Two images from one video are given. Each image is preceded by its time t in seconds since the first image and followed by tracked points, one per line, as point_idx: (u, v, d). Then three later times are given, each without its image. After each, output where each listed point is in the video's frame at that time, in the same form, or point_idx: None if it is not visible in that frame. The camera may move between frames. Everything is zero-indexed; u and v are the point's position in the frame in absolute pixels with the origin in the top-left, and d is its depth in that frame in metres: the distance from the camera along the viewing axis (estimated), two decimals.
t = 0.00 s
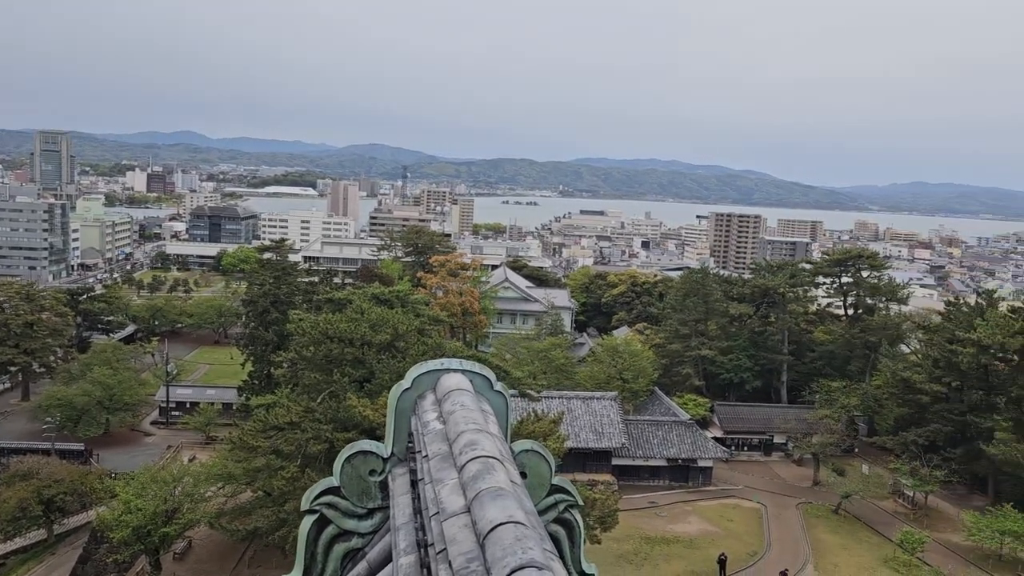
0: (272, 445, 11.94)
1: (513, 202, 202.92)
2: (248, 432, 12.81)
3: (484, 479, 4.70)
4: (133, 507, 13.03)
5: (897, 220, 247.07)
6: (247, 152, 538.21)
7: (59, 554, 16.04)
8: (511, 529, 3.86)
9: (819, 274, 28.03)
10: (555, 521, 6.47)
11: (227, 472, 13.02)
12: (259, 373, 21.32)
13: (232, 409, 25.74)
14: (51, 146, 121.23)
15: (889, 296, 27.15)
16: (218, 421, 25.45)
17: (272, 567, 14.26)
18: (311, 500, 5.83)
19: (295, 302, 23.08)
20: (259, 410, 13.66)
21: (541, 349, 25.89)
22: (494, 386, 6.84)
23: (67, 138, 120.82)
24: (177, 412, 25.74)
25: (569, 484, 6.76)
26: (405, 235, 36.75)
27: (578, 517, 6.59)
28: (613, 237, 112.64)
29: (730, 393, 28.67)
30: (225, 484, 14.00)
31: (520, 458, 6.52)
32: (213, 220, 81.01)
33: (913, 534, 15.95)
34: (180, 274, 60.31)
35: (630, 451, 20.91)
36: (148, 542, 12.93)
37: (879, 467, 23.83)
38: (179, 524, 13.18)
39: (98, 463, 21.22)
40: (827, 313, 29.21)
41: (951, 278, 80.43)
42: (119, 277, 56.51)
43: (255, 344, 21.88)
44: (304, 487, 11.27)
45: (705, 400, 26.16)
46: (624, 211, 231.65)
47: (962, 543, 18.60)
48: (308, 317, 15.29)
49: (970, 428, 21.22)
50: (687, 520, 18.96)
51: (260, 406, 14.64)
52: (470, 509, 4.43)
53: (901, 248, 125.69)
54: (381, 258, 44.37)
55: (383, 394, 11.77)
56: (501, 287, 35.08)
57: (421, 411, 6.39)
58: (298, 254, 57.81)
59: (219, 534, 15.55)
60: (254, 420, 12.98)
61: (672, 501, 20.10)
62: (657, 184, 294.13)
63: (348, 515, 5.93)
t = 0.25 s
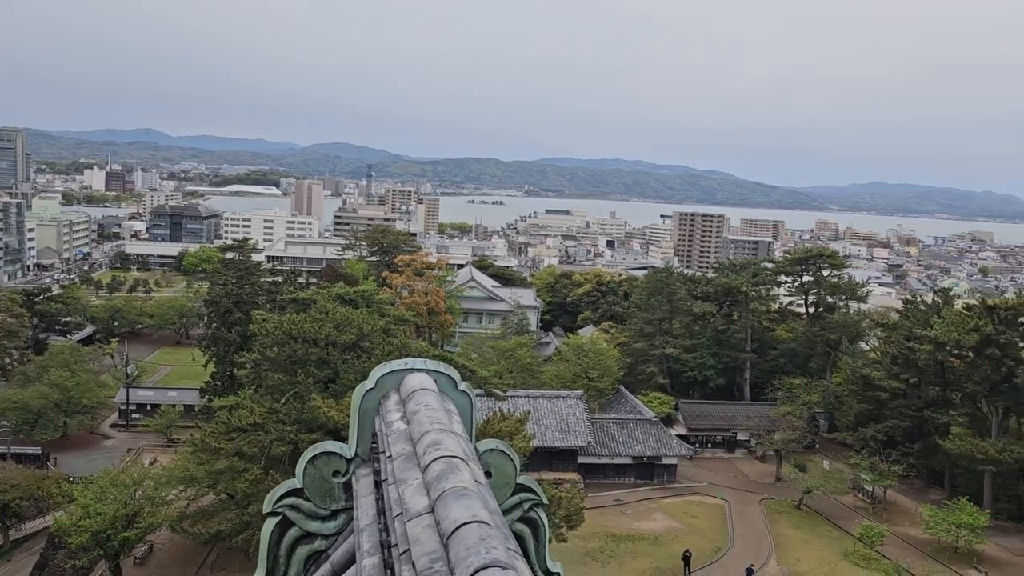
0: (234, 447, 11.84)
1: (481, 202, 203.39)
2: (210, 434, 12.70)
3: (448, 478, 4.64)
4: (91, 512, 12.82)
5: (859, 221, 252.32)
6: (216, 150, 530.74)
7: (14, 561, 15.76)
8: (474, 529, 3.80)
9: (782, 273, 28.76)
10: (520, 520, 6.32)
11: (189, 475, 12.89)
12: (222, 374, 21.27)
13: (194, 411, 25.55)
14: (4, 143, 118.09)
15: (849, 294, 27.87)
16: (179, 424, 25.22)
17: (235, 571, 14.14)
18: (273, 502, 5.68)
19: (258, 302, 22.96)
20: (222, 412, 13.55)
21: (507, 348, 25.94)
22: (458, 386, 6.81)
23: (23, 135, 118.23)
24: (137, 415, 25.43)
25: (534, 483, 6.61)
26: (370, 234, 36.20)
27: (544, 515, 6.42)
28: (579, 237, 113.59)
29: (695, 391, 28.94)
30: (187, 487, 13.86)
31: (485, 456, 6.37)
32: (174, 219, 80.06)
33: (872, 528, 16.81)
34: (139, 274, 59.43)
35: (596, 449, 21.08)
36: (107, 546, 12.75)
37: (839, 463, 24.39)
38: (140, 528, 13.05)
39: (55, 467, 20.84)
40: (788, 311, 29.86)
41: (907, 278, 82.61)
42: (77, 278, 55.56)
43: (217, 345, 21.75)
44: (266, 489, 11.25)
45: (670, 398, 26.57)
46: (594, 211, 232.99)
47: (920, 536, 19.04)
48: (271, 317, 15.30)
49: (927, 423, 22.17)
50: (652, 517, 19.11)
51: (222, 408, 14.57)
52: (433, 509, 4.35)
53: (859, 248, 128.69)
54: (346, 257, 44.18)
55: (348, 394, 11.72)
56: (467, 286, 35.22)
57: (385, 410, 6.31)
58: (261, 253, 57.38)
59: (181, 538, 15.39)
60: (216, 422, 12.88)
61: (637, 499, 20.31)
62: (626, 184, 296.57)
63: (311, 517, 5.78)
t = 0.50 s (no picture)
0: (192, 450, 11.76)
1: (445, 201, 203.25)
2: (167, 436, 12.57)
3: (407, 478, 4.44)
4: (43, 518, 12.57)
5: (818, 221, 257.72)
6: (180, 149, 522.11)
7: None
8: (433, 529, 3.65)
9: (740, 272, 29.23)
10: (480, 520, 6.01)
11: (145, 479, 12.71)
12: (178, 376, 21.10)
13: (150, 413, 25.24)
14: None
15: (805, 293, 28.47)
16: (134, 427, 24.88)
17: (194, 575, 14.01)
18: (228, 506, 5.43)
19: (215, 302, 22.78)
20: (178, 414, 13.43)
21: (468, 348, 25.90)
22: (418, 386, 6.64)
23: None
24: (91, 418, 25.03)
25: (494, 483, 6.34)
26: (329, 235, 36.34)
27: (504, 515, 6.14)
28: (539, 237, 114.82)
29: (655, 389, 29.31)
30: (143, 491, 13.67)
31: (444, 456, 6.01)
32: (129, 218, 78.65)
33: (830, 522, 17.05)
34: (93, 274, 58.27)
35: (557, 448, 21.22)
36: (60, 552, 12.54)
37: (796, 459, 24.85)
38: (94, 533, 12.86)
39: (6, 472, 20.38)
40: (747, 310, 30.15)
41: (861, 276, 84.81)
42: (27, 278, 54.26)
43: (174, 346, 21.53)
44: (223, 491, 11.21)
45: (630, 397, 26.92)
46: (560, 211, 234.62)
47: (875, 530, 19.51)
48: (229, 318, 15.25)
49: (882, 418, 22.79)
50: (614, 515, 19.27)
51: (179, 410, 14.44)
52: (391, 509, 4.20)
53: (814, 248, 131.51)
54: (305, 257, 43.85)
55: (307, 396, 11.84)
56: (428, 286, 35.25)
57: (343, 411, 6.10)
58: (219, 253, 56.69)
59: (137, 543, 15.18)
60: (173, 425, 12.76)
61: (598, 497, 20.47)
62: (593, 184, 298.77)
63: (268, 520, 5.55)
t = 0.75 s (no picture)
0: (156, 455, 11.69)
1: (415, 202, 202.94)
2: (131, 441, 12.47)
3: (374, 481, 4.38)
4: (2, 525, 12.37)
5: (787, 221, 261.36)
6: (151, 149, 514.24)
7: None
8: (398, 532, 3.62)
9: (706, 273, 29.56)
10: (449, 522, 5.94)
11: (107, 484, 12.55)
12: (142, 379, 20.86)
13: (113, 418, 24.88)
14: None
15: (771, 293, 28.88)
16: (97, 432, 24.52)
17: None
18: (193, 511, 5.38)
19: (180, 304, 22.55)
20: (142, 419, 13.31)
21: (437, 349, 25.81)
22: (385, 387, 6.50)
23: None
24: (52, 423, 24.61)
25: (463, 484, 6.22)
26: (295, 236, 36.25)
27: (474, 516, 6.06)
28: (507, 238, 115.26)
29: (623, 389, 29.53)
30: (107, 497, 13.50)
31: (413, 458, 5.91)
32: (91, 219, 77.39)
33: (796, 520, 17.24)
34: (54, 277, 57.23)
35: (527, 448, 21.26)
36: (21, 561, 12.33)
37: (762, 457, 25.16)
38: (56, 541, 12.66)
39: None
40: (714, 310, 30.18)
41: (826, 276, 86.16)
42: None
43: (138, 349, 21.28)
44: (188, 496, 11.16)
45: (599, 397, 27.11)
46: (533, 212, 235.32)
47: (839, 526, 19.84)
48: (194, 320, 15.13)
49: (845, 416, 23.12)
50: (584, 515, 19.36)
51: (143, 415, 14.30)
52: (357, 512, 4.14)
53: (780, 248, 133.52)
54: (273, 258, 43.56)
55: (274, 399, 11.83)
56: (397, 288, 35.17)
57: (308, 413, 6.00)
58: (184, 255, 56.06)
59: (101, 550, 14.98)
60: (137, 429, 12.66)
61: (569, 497, 20.56)
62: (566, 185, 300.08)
63: (233, 525, 5.48)
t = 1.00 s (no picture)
0: (118, 461, 11.55)
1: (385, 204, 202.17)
2: (92, 448, 12.29)
3: (340, 486, 4.34)
4: None
5: (755, 223, 265.12)
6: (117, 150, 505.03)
7: None
8: (364, 537, 3.59)
9: (673, 274, 29.81)
10: (416, 525, 5.88)
11: (68, 491, 12.33)
12: (104, 385, 20.53)
13: (74, 424, 24.46)
14: None
15: (736, 293, 29.23)
16: (57, 439, 24.06)
17: None
18: (156, 518, 5.25)
19: (143, 308, 22.25)
20: (104, 425, 13.12)
21: (405, 352, 25.66)
22: (352, 391, 6.43)
23: None
24: (10, 430, 24.09)
25: (431, 487, 6.16)
26: (260, 239, 35.99)
27: (441, 519, 6.02)
28: (475, 240, 115.37)
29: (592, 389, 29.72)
30: (68, 505, 13.27)
31: (378, 461, 5.83)
32: (50, 222, 75.89)
33: (762, 517, 17.47)
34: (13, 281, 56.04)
35: (496, 450, 21.28)
36: None
37: (729, 456, 25.45)
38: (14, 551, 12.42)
39: None
40: (680, 310, 30.33)
41: (790, 277, 87.56)
42: None
43: (99, 354, 20.94)
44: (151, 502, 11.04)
45: (568, 398, 27.21)
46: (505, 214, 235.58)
47: (804, 523, 20.12)
48: (158, 324, 14.94)
49: (810, 415, 23.47)
50: (553, 516, 19.41)
51: (105, 420, 14.08)
52: (324, 518, 4.09)
53: (745, 249, 135.49)
54: (238, 261, 43.12)
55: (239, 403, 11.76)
56: (365, 290, 35.04)
57: (274, 417, 5.91)
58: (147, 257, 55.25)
59: (62, 560, 14.73)
60: (98, 436, 12.48)
61: (538, 498, 20.60)
62: (538, 187, 301.00)
63: (197, 531, 5.36)
